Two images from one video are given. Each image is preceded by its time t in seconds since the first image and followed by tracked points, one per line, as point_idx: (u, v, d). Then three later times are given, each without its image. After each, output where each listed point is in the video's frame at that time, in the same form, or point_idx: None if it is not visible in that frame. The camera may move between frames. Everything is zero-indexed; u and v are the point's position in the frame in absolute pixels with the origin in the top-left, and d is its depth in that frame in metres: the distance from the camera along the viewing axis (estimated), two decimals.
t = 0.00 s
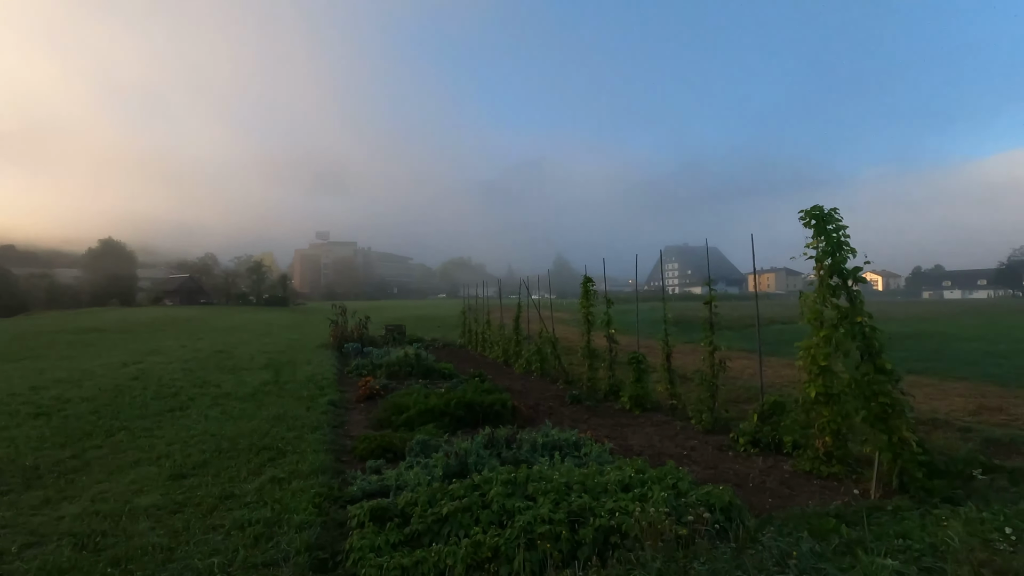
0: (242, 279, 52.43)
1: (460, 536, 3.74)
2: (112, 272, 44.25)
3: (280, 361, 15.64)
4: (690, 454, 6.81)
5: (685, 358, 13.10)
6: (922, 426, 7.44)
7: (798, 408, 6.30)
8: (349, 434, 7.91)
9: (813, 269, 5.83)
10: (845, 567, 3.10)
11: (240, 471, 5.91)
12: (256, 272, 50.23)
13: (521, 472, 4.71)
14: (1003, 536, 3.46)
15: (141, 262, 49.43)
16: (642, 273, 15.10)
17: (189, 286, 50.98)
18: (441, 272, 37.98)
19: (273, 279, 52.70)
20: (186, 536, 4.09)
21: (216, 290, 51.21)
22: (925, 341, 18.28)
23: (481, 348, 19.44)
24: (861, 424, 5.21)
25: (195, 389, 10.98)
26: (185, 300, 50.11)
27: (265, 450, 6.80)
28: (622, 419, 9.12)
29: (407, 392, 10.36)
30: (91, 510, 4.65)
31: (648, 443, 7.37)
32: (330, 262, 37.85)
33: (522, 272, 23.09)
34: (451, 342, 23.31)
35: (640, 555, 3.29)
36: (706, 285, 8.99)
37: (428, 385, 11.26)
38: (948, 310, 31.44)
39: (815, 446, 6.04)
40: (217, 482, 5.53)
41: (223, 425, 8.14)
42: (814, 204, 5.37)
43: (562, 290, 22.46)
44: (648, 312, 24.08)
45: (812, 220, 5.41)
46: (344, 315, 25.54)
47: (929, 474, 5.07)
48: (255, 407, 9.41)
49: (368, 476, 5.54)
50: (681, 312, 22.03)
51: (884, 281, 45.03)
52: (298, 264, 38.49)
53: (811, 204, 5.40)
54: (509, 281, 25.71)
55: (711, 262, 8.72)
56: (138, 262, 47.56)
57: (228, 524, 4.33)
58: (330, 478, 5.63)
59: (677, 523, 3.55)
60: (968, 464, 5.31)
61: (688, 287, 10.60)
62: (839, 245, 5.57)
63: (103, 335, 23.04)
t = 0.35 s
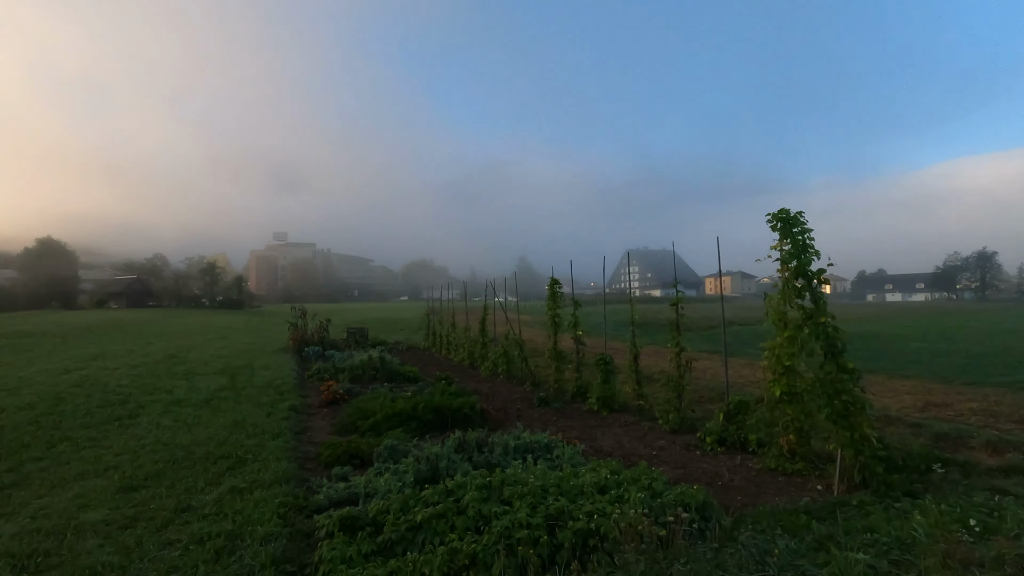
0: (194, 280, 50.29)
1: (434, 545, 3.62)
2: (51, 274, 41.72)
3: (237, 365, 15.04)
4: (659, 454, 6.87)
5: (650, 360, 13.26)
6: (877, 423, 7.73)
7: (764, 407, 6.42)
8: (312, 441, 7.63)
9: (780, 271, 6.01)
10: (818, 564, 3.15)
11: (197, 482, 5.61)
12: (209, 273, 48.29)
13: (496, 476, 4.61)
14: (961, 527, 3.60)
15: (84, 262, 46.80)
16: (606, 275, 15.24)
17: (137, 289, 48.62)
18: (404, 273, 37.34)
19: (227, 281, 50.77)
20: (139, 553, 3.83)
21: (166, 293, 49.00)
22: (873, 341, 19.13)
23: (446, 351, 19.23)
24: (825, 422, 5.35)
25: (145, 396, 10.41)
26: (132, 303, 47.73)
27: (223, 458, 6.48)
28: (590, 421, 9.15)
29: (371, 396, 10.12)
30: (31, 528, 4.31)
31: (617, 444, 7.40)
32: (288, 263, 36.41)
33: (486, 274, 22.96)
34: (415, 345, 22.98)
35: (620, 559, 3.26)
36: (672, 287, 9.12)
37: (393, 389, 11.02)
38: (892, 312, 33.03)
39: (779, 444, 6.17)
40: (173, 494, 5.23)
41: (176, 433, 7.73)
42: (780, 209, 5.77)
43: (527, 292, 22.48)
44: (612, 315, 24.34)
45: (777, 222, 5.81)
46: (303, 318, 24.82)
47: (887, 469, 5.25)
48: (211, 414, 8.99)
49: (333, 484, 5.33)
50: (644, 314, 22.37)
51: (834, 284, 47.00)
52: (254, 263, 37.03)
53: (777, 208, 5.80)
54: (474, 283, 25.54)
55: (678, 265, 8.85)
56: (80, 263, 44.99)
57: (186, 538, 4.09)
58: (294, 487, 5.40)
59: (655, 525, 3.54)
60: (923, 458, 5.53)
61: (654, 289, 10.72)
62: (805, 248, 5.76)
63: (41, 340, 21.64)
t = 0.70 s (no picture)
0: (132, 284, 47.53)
1: (392, 560, 3.44)
2: None
3: (178, 374, 14.23)
4: (618, 457, 6.87)
5: (607, 364, 13.37)
6: (824, 422, 8.01)
7: (720, 409, 6.52)
8: (259, 452, 7.24)
9: (735, 275, 6.13)
10: (780, 565, 3.16)
11: (130, 500, 5.19)
12: (148, 277, 45.73)
13: (456, 485, 4.45)
14: (910, 522, 3.72)
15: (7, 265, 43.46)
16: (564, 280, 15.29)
17: (67, 293, 45.54)
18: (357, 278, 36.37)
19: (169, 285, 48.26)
20: None
21: (101, 298, 46.11)
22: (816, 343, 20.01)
23: (402, 356, 18.85)
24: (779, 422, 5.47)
25: (74, 408, 9.66)
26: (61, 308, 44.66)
27: (160, 474, 6.05)
28: (549, 425, 9.09)
29: (324, 404, 9.74)
30: None
31: (576, 448, 7.36)
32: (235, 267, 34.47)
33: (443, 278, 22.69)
34: (370, 350, 22.43)
35: (586, 569, 3.18)
36: (630, 292, 9.19)
37: (346, 396, 10.66)
38: (832, 315, 34.71)
39: (734, 445, 6.27)
40: (102, 515, 4.81)
41: (109, 447, 7.19)
42: (737, 213, 5.94)
43: (485, 296, 22.34)
44: (569, 320, 24.52)
45: (735, 227, 5.98)
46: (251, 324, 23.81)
47: (837, 467, 5.41)
48: (148, 426, 8.42)
49: (283, 498, 5.04)
50: (600, 318, 22.61)
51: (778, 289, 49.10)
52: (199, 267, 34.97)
53: (735, 213, 5.98)
54: (430, 287, 25.17)
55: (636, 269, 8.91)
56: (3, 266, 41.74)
57: (117, 564, 3.75)
58: (239, 502, 5.08)
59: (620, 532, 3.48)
60: (869, 456, 5.74)
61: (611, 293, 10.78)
62: (760, 252, 5.90)
63: None
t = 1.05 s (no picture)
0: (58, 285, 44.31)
1: None
2: None
3: (110, 381, 13.33)
4: (574, 459, 6.88)
5: (562, 366, 13.44)
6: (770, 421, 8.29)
7: (673, 410, 6.62)
8: (199, 463, 6.84)
9: (687, 278, 6.26)
10: (735, 564, 3.22)
11: (52, 519, 4.77)
12: (77, 278, 42.82)
13: (410, 492, 4.32)
14: (853, 516, 3.87)
15: None
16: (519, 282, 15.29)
17: None
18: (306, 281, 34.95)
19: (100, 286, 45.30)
20: None
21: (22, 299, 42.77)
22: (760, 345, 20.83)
23: (353, 360, 18.38)
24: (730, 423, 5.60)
25: None
26: None
27: (87, 489, 5.59)
28: (504, 429, 9.03)
29: (269, 410, 9.33)
30: None
31: (532, 451, 7.32)
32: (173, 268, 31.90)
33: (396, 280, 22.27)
34: (319, 354, 21.76)
35: None
36: (585, 294, 9.25)
37: (294, 402, 10.25)
38: (772, 318, 36.32)
39: (686, 445, 6.39)
40: (18, 537, 4.40)
41: (28, 461, 6.62)
42: (691, 217, 6.09)
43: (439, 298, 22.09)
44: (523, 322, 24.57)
45: (688, 231, 6.11)
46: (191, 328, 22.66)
47: (783, 464, 5.60)
48: (73, 438, 7.81)
49: (225, 512, 4.75)
50: (554, 320, 22.77)
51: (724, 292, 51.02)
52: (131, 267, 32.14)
53: (689, 217, 6.12)
54: (383, 289, 24.65)
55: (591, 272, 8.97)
56: None
57: None
58: (176, 518, 4.75)
59: (578, 537, 3.46)
60: (812, 453, 5.97)
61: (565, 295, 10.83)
62: (711, 256, 6.05)
63: None
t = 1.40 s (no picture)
0: None
1: None
2: None
3: (28, 387, 12.36)
4: (526, 460, 6.90)
5: (515, 367, 13.49)
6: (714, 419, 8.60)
7: (623, 410, 6.75)
8: (130, 474, 6.43)
9: (637, 281, 6.41)
10: (682, 559, 3.30)
11: None
12: None
13: (359, 498, 4.20)
14: (791, 509, 4.06)
15: None
16: (471, 284, 15.22)
17: None
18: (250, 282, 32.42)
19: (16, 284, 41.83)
20: None
21: None
22: (703, 346, 21.64)
23: (299, 363, 17.80)
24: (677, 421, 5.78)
25: None
26: None
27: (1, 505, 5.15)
28: (456, 431, 8.97)
29: (209, 416, 8.89)
30: None
31: (484, 453, 7.30)
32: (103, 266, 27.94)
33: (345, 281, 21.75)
34: (262, 357, 20.95)
35: None
36: (537, 296, 9.30)
37: (235, 408, 9.82)
38: (716, 319, 37.70)
39: (635, 444, 6.53)
40: None
41: None
42: (641, 222, 6.25)
43: (390, 300, 21.74)
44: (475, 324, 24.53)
45: (639, 235, 6.27)
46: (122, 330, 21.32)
47: (726, 460, 5.82)
48: None
49: (158, 525, 4.49)
50: (506, 322, 22.78)
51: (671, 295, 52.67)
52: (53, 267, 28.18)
53: (639, 222, 6.28)
54: (331, 290, 23.96)
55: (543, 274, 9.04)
56: None
57: None
58: (103, 532, 4.44)
59: (530, 539, 3.46)
60: (753, 449, 6.23)
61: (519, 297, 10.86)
62: (660, 260, 6.23)
63: None
